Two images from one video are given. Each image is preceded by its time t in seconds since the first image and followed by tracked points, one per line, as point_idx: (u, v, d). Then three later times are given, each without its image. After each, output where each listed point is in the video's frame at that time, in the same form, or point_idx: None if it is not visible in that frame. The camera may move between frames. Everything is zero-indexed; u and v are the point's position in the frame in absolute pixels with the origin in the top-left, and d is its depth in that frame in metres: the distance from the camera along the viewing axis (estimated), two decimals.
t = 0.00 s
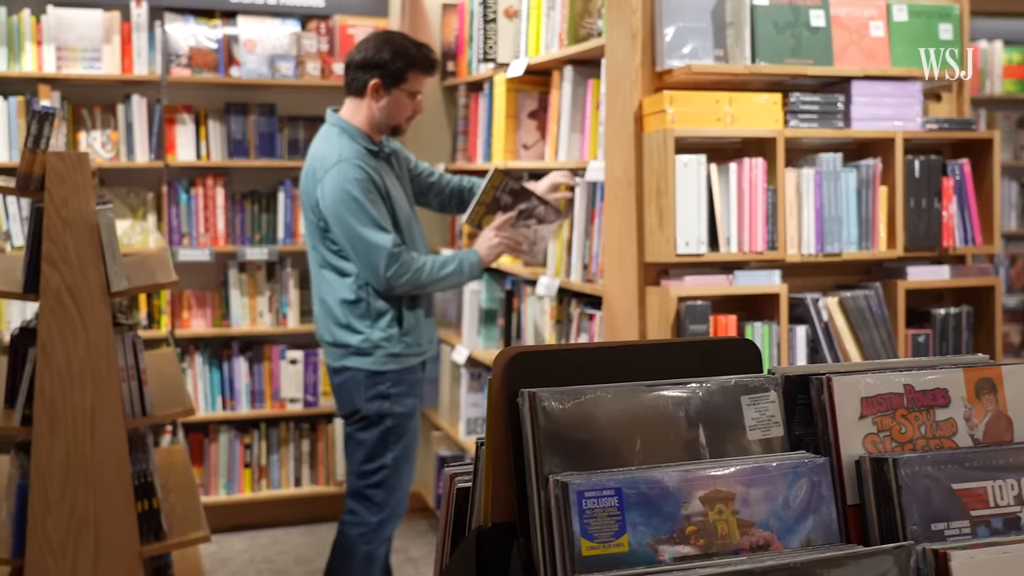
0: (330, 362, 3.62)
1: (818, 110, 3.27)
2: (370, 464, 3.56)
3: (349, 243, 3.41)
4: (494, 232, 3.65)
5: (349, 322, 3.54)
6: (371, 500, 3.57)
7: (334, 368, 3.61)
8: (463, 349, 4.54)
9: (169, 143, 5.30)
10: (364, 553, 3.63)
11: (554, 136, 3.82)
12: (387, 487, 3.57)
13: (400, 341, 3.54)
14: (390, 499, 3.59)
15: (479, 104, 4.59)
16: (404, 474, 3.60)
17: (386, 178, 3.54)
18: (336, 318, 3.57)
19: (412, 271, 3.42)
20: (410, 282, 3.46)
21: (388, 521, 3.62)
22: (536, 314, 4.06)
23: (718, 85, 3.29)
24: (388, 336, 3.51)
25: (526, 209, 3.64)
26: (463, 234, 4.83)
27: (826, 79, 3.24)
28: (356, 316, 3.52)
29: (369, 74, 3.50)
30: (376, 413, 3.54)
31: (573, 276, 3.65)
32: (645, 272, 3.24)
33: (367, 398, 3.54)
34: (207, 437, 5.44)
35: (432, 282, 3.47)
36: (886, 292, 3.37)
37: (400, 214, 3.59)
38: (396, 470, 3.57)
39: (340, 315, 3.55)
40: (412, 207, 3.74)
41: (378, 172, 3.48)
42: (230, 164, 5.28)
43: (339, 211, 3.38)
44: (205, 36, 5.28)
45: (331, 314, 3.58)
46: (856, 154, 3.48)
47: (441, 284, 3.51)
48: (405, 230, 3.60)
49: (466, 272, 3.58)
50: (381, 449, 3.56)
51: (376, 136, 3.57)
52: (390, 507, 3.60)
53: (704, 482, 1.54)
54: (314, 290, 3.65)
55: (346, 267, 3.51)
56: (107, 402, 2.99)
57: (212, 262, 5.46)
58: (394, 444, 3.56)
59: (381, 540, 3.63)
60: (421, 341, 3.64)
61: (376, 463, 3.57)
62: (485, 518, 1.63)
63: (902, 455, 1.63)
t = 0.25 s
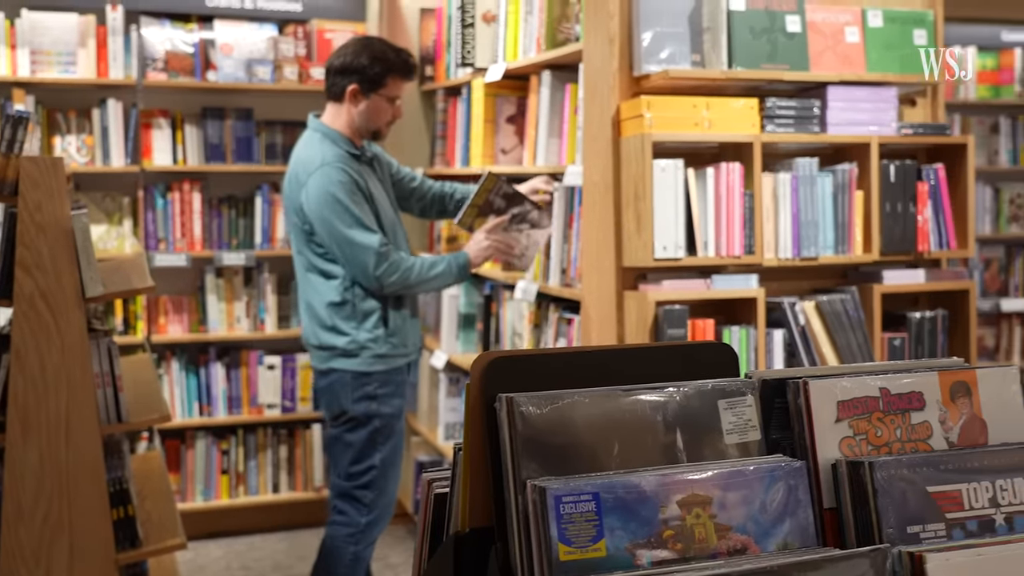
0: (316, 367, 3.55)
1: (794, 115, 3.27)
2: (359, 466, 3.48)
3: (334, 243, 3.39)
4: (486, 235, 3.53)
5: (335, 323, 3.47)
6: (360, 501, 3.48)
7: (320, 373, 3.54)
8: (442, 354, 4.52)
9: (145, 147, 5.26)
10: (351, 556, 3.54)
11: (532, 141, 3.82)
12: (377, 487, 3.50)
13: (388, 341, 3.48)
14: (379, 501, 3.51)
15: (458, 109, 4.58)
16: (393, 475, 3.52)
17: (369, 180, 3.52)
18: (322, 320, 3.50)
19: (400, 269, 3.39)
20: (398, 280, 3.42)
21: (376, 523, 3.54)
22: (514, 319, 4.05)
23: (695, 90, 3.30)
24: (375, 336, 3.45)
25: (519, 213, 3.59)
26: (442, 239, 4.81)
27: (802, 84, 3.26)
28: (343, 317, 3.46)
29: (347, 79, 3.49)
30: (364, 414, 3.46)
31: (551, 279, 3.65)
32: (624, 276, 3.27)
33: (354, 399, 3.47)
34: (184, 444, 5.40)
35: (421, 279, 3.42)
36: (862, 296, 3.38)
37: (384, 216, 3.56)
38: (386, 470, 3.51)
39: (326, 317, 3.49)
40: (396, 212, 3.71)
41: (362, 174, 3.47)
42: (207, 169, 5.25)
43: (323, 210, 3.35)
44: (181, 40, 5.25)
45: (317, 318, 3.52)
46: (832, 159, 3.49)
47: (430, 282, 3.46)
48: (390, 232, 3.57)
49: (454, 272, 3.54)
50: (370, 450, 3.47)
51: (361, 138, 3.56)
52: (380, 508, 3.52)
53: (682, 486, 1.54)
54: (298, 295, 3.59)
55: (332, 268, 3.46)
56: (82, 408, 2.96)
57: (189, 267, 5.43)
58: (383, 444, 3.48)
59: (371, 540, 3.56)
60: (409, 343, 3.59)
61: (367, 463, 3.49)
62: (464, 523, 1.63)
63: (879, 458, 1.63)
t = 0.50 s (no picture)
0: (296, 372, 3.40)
1: (769, 119, 3.28)
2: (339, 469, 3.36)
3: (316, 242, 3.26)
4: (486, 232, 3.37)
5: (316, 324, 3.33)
6: (341, 505, 3.36)
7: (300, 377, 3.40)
8: (419, 359, 4.46)
9: (119, 151, 5.22)
10: (331, 562, 3.41)
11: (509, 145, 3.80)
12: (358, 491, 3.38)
13: (371, 341, 3.34)
14: (360, 505, 3.39)
15: (434, 112, 4.57)
16: (374, 479, 3.41)
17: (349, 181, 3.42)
18: (302, 322, 3.35)
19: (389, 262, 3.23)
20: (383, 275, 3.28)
21: (357, 526, 3.42)
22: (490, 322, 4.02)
23: (671, 94, 3.30)
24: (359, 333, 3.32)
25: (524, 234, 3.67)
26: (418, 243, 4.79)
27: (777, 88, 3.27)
28: (325, 316, 3.31)
29: (316, 87, 3.33)
30: (343, 417, 3.34)
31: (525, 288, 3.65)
32: (600, 280, 3.25)
33: (333, 401, 3.34)
34: (158, 450, 5.35)
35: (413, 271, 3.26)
36: (837, 300, 3.39)
37: (365, 218, 3.44)
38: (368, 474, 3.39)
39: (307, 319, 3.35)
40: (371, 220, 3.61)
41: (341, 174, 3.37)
42: (181, 173, 5.21)
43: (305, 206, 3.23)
44: (155, 42, 5.21)
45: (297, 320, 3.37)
46: (807, 164, 3.51)
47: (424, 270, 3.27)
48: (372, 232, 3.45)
49: (446, 260, 3.29)
50: (350, 453, 3.35)
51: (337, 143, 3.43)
52: (361, 512, 3.40)
53: (656, 490, 1.53)
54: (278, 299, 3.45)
55: (313, 267, 3.32)
56: (53, 414, 2.92)
57: (163, 272, 5.38)
58: (363, 447, 3.36)
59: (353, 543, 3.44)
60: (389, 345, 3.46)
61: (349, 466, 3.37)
62: (437, 529, 1.65)
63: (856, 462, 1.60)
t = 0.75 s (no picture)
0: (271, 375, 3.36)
1: (743, 124, 3.29)
2: (313, 473, 3.34)
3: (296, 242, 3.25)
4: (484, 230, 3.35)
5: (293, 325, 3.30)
6: (315, 509, 3.34)
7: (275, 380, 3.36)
8: (394, 364, 4.45)
9: (91, 155, 5.17)
10: (306, 566, 3.38)
11: (484, 149, 3.80)
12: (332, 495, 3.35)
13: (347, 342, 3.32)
14: (334, 509, 3.37)
15: (409, 116, 4.55)
16: (349, 483, 3.38)
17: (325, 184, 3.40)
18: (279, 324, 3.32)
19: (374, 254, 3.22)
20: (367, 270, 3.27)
21: (332, 530, 3.40)
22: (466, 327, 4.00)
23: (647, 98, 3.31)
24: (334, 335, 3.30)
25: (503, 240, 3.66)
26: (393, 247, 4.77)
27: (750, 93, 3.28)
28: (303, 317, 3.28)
29: (283, 98, 3.25)
30: (318, 420, 3.32)
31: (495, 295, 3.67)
32: (575, 284, 3.25)
33: (308, 405, 3.32)
34: (131, 457, 5.31)
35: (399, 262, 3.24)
36: (811, 303, 3.41)
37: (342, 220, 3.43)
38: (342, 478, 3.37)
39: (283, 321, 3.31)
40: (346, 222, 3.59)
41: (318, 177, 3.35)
42: (154, 177, 5.17)
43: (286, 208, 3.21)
44: (127, 46, 5.14)
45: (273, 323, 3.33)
46: (781, 168, 3.52)
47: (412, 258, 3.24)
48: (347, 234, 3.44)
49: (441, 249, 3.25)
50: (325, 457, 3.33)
51: (308, 153, 3.38)
52: (335, 516, 3.37)
53: (631, 494, 1.53)
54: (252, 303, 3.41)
55: (291, 268, 3.30)
56: (23, 420, 2.88)
57: (136, 277, 5.34)
58: (338, 451, 3.34)
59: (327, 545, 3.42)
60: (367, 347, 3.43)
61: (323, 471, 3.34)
62: (411, 533, 1.65)
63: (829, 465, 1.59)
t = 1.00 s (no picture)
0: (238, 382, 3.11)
1: (717, 128, 3.30)
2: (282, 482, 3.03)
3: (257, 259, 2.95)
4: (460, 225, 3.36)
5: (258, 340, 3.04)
6: (286, 517, 3.06)
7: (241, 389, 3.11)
8: (370, 368, 4.43)
9: (62, 158, 5.12)
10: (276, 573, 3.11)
11: (459, 153, 3.79)
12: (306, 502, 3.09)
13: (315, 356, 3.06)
14: (306, 516, 3.09)
15: (384, 120, 4.54)
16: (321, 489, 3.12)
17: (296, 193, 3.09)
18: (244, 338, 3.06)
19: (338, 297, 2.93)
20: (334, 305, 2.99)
21: (303, 539, 3.12)
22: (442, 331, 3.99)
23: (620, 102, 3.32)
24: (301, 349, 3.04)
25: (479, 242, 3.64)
26: (368, 252, 4.74)
27: (724, 97, 3.29)
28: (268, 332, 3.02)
29: (250, 107, 2.91)
30: (287, 429, 3.06)
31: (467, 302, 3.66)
32: (551, 288, 3.25)
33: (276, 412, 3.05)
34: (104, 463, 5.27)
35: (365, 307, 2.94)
36: (784, 306, 3.42)
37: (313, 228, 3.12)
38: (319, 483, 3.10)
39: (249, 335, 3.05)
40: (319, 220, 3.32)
41: (284, 191, 3.02)
42: (127, 180, 5.13)
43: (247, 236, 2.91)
44: (99, 49, 5.06)
45: (239, 335, 3.08)
46: (754, 172, 3.54)
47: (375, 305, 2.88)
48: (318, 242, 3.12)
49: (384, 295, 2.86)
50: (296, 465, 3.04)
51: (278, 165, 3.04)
52: (307, 523, 3.09)
53: (605, 498, 1.52)
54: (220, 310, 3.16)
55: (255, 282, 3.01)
56: None
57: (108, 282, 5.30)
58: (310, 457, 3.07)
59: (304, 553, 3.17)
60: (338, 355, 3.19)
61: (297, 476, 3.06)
62: (385, 539, 1.65)
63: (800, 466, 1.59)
